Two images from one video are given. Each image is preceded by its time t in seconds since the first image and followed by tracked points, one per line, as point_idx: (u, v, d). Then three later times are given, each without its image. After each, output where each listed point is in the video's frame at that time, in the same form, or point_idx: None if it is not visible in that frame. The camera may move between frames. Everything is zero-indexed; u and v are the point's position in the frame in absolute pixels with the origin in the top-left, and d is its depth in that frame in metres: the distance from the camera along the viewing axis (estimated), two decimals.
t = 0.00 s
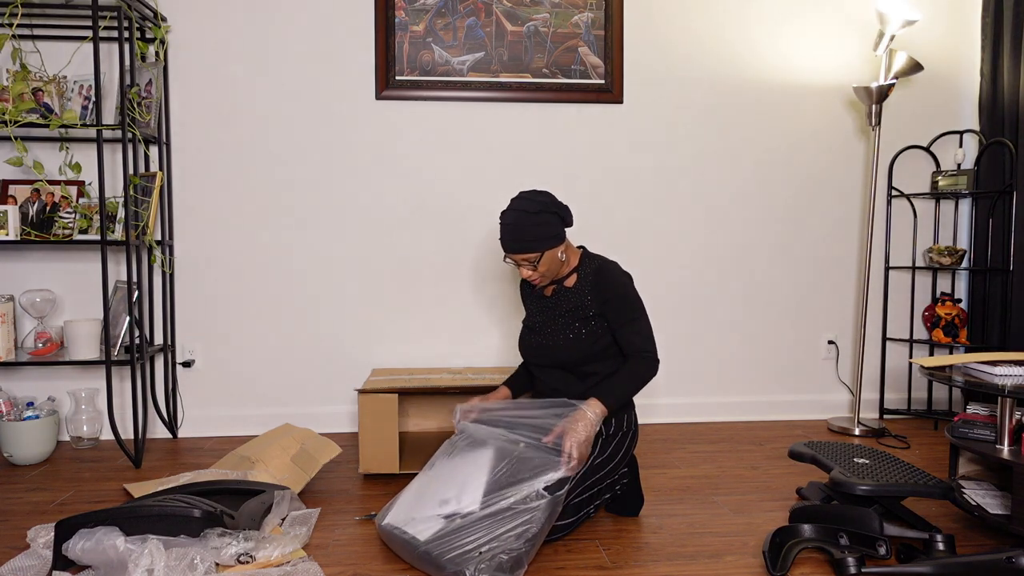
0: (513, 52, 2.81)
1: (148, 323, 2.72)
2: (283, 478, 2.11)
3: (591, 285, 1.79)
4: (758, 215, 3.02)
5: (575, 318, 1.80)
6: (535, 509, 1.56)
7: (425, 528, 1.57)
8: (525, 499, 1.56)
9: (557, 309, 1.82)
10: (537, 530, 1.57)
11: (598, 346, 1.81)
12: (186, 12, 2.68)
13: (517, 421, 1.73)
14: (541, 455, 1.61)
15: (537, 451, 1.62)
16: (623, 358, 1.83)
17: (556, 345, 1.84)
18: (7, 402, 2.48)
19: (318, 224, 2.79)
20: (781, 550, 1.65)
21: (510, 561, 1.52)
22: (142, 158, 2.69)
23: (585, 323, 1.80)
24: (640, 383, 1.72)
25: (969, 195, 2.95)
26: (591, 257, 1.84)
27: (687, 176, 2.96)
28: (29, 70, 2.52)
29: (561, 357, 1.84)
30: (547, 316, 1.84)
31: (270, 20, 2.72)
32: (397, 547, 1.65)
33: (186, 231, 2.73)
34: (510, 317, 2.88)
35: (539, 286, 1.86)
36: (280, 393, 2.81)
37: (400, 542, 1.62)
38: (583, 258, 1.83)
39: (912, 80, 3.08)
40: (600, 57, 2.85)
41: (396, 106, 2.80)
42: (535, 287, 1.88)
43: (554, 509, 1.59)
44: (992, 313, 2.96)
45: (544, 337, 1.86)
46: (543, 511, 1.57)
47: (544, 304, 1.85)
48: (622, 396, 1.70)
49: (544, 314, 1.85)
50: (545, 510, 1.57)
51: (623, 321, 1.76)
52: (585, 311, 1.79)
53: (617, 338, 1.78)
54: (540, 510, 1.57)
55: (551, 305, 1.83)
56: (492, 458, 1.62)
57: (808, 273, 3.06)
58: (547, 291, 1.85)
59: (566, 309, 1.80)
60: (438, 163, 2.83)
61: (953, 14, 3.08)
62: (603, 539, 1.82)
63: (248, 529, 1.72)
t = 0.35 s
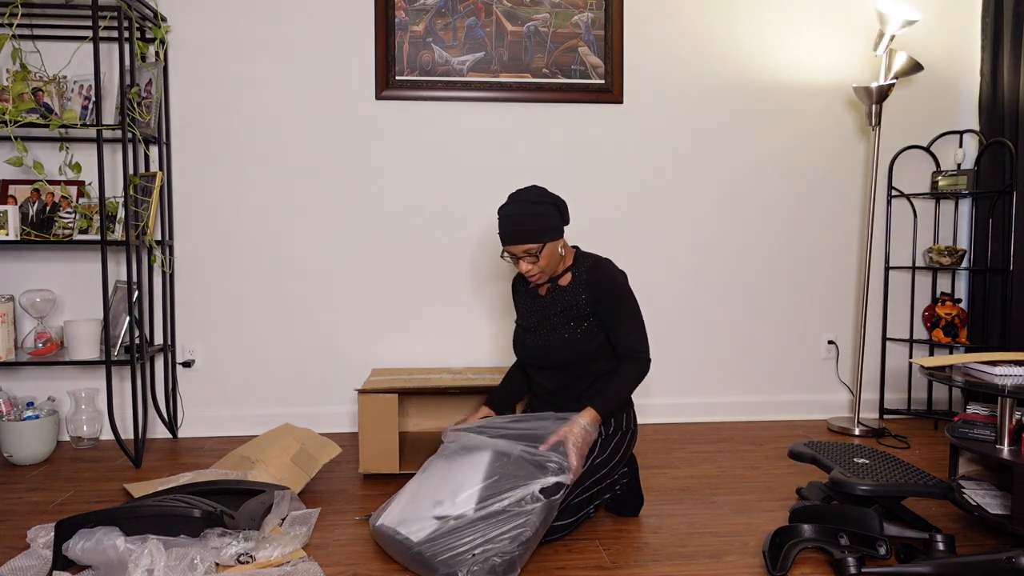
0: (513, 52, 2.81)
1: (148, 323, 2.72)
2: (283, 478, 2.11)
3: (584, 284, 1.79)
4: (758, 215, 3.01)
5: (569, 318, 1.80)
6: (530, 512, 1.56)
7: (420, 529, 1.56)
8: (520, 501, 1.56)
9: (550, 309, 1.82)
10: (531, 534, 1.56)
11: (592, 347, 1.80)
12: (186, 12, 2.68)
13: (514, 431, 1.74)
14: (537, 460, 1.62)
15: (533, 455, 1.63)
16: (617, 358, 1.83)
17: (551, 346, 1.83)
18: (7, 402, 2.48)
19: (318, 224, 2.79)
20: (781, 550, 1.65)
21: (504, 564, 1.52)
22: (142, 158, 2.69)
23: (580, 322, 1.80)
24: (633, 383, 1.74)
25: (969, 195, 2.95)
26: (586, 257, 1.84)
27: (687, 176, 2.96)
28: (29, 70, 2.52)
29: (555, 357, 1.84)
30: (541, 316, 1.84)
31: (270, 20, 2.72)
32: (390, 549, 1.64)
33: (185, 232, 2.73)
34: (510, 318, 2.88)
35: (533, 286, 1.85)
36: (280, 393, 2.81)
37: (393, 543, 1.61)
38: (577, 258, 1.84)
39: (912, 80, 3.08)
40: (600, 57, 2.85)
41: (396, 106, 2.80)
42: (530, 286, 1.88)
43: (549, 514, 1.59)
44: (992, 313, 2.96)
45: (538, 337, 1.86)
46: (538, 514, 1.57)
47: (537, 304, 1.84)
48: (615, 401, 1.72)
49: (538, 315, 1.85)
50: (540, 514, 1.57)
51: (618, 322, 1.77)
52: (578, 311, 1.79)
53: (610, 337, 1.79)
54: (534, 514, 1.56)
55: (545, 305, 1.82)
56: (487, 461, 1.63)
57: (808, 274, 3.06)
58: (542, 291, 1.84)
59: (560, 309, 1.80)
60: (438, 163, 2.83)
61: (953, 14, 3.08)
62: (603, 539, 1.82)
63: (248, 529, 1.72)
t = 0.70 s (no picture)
0: (513, 52, 2.81)
1: (148, 323, 2.72)
2: (283, 478, 2.11)
3: (580, 288, 1.79)
4: (759, 215, 3.01)
5: (564, 323, 1.80)
6: (531, 509, 1.56)
7: (420, 529, 1.56)
8: (521, 498, 1.56)
9: (546, 313, 1.82)
10: (533, 530, 1.57)
11: (588, 348, 1.80)
12: (186, 12, 2.68)
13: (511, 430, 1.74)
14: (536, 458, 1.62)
15: (531, 452, 1.63)
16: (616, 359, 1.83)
17: (547, 349, 1.84)
18: (7, 402, 2.48)
19: (318, 224, 2.79)
20: (781, 550, 1.65)
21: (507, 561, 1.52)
22: (142, 158, 2.69)
23: (574, 326, 1.80)
24: (633, 387, 1.73)
25: (968, 195, 2.95)
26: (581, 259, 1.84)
27: (687, 175, 2.96)
28: (29, 70, 2.52)
29: (552, 360, 1.84)
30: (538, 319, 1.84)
31: (270, 20, 2.72)
32: (391, 549, 1.64)
33: (185, 232, 2.73)
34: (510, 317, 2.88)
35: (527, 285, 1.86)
36: (280, 393, 2.81)
37: (394, 543, 1.61)
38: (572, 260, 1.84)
39: (912, 80, 3.08)
40: (600, 57, 2.85)
41: (396, 106, 2.79)
42: (523, 286, 1.88)
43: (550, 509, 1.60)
44: (991, 313, 2.96)
45: (533, 341, 1.86)
46: (539, 510, 1.57)
47: (533, 307, 1.85)
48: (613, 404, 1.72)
49: (534, 318, 1.85)
50: (541, 510, 1.58)
51: (612, 323, 1.76)
52: (574, 315, 1.79)
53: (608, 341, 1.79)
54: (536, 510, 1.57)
55: (541, 308, 1.83)
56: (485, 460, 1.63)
57: (809, 274, 3.06)
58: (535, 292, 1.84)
59: (556, 313, 1.80)
60: (438, 163, 2.83)
61: (953, 14, 3.08)
62: (603, 539, 1.82)
63: (248, 528, 1.72)
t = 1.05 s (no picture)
0: (513, 52, 2.81)
1: (148, 323, 2.71)
2: (283, 478, 2.11)
3: (587, 290, 1.78)
4: (759, 215, 3.02)
5: (570, 324, 1.80)
6: (537, 491, 1.58)
7: (429, 530, 1.56)
8: (527, 484, 1.56)
9: (553, 313, 1.81)
10: (545, 511, 1.59)
11: (592, 348, 1.81)
12: (186, 12, 2.68)
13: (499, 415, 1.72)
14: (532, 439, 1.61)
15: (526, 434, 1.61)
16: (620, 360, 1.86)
17: (551, 350, 1.82)
18: (7, 402, 2.48)
19: (317, 224, 2.79)
20: (781, 549, 1.65)
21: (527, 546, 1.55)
22: (142, 158, 2.69)
23: (580, 328, 1.80)
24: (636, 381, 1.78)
25: (969, 195, 2.95)
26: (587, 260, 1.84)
27: (687, 176, 2.96)
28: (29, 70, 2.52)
29: (555, 361, 1.83)
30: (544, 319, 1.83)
31: (270, 20, 2.72)
32: (398, 552, 1.62)
33: (185, 232, 2.73)
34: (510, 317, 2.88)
35: (534, 284, 1.87)
36: (280, 392, 2.81)
37: (402, 548, 1.60)
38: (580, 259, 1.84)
39: (911, 81, 3.08)
40: (600, 57, 2.85)
41: (396, 106, 2.79)
42: (528, 283, 1.89)
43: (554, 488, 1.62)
44: (992, 313, 2.96)
45: (537, 340, 1.85)
46: (545, 491, 1.59)
47: (540, 307, 1.84)
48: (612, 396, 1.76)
49: (540, 318, 1.84)
50: (547, 490, 1.59)
51: (620, 325, 1.79)
52: (580, 317, 1.78)
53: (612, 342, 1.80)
54: (544, 493, 1.58)
55: (548, 308, 1.82)
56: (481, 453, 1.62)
57: (809, 274, 3.06)
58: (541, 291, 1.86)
59: (562, 314, 1.80)
60: (438, 163, 2.83)
61: (953, 14, 3.07)
62: (603, 539, 1.82)
63: (249, 528, 1.72)
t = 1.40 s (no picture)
0: (513, 52, 2.81)
1: (148, 323, 2.71)
2: (284, 478, 2.11)
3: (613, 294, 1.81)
4: (759, 215, 3.02)
5: (594, 329, 1.81)
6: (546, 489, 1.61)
7: (440, 527, 1.50)
8: (538, 478, 1.58)
9: (577, 317, 1.82)
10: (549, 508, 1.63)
11: (612, 353, 1.83)
12: (186, 12, 2.68)
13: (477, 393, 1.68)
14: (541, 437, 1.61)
15: (531, 425, 1.61)
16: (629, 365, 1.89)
17: (570, 354, 1.82)
18: (7, 402, 2.48)
19: (317, 224, 2.79)
20: (781, 549, 1.65)
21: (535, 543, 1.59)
22: (142, 158, 2.69)
23: (603, 332, 1.81)
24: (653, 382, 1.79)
25: (969, 195, 2.95)
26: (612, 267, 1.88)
27: (687, 176, 2.96)
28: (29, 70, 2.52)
29: (573, 366, 1.83)
30: (565, 323, 1.83)
31: (270, 20, 2.72)
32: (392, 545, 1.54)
33: (185, 232, 2.73)
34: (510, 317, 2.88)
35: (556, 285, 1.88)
36: (280, 393, 2.81)
37: (402, 542, 1.52)
38: (605, 264, 1.88)
39: (912, 81, 3.08)
40: (600, 57, 2.85)
41: (396, 106, 2.79)
42: (550, 283, 1.90)
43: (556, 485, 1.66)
44: (992, 313, 2.96)
45: (556, 344, 1.84)
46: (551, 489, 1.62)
47: (562, 310, 1.84)
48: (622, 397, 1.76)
49: (560, 321, 1.84)
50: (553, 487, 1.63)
51: (643, 326, 1.83)
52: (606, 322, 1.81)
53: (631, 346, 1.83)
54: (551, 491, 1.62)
55: (572, 311, 1.83)
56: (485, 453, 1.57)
57: (809, 274, 3.06)
58: (565, 291, 1.86)
59: (587, 318, 1.81)
60: (438, 163, 2.83)
61: (953, 14, 3.08)
62: (603, 539, 1.82)
63: (249, 528, 1.71)
